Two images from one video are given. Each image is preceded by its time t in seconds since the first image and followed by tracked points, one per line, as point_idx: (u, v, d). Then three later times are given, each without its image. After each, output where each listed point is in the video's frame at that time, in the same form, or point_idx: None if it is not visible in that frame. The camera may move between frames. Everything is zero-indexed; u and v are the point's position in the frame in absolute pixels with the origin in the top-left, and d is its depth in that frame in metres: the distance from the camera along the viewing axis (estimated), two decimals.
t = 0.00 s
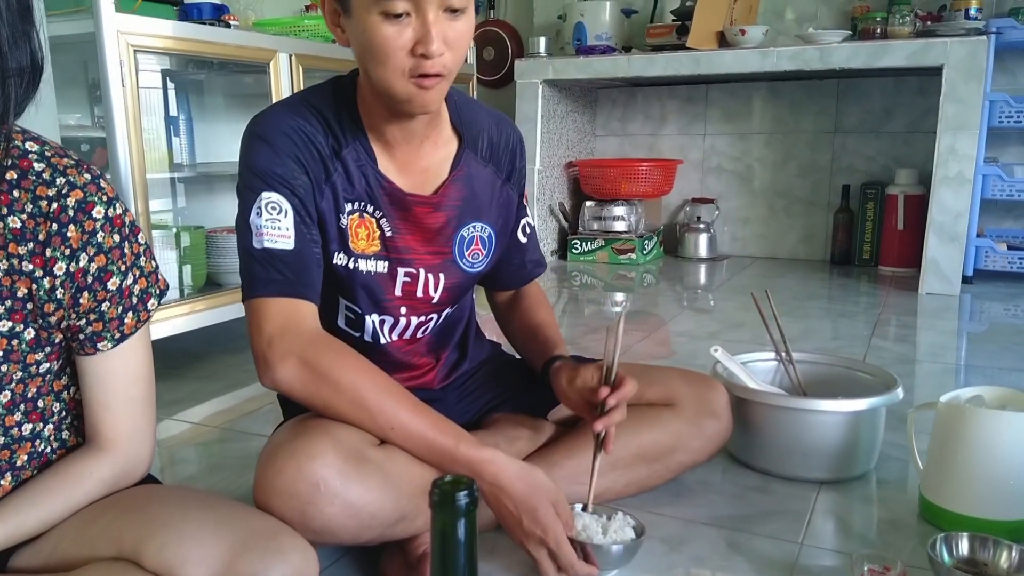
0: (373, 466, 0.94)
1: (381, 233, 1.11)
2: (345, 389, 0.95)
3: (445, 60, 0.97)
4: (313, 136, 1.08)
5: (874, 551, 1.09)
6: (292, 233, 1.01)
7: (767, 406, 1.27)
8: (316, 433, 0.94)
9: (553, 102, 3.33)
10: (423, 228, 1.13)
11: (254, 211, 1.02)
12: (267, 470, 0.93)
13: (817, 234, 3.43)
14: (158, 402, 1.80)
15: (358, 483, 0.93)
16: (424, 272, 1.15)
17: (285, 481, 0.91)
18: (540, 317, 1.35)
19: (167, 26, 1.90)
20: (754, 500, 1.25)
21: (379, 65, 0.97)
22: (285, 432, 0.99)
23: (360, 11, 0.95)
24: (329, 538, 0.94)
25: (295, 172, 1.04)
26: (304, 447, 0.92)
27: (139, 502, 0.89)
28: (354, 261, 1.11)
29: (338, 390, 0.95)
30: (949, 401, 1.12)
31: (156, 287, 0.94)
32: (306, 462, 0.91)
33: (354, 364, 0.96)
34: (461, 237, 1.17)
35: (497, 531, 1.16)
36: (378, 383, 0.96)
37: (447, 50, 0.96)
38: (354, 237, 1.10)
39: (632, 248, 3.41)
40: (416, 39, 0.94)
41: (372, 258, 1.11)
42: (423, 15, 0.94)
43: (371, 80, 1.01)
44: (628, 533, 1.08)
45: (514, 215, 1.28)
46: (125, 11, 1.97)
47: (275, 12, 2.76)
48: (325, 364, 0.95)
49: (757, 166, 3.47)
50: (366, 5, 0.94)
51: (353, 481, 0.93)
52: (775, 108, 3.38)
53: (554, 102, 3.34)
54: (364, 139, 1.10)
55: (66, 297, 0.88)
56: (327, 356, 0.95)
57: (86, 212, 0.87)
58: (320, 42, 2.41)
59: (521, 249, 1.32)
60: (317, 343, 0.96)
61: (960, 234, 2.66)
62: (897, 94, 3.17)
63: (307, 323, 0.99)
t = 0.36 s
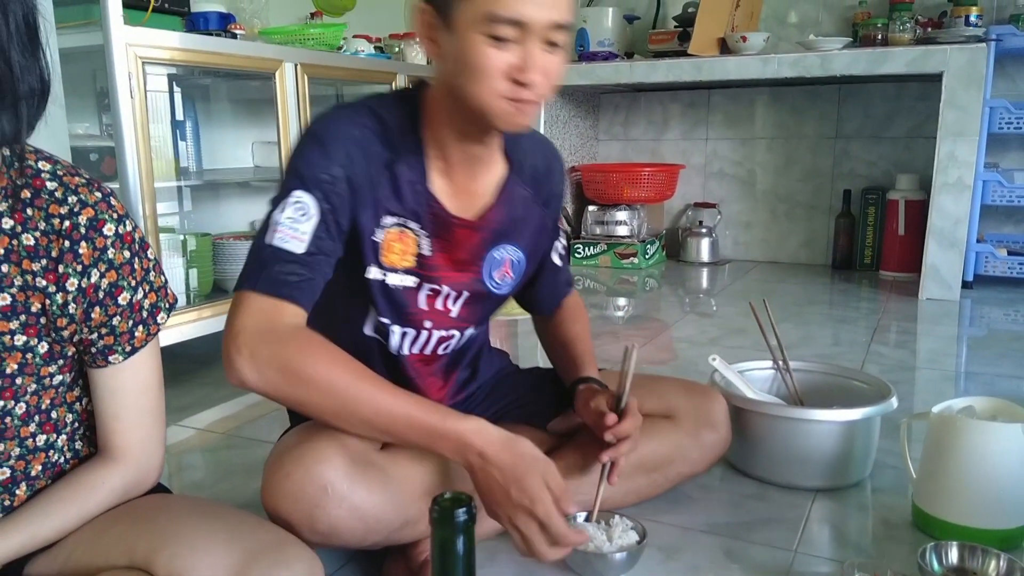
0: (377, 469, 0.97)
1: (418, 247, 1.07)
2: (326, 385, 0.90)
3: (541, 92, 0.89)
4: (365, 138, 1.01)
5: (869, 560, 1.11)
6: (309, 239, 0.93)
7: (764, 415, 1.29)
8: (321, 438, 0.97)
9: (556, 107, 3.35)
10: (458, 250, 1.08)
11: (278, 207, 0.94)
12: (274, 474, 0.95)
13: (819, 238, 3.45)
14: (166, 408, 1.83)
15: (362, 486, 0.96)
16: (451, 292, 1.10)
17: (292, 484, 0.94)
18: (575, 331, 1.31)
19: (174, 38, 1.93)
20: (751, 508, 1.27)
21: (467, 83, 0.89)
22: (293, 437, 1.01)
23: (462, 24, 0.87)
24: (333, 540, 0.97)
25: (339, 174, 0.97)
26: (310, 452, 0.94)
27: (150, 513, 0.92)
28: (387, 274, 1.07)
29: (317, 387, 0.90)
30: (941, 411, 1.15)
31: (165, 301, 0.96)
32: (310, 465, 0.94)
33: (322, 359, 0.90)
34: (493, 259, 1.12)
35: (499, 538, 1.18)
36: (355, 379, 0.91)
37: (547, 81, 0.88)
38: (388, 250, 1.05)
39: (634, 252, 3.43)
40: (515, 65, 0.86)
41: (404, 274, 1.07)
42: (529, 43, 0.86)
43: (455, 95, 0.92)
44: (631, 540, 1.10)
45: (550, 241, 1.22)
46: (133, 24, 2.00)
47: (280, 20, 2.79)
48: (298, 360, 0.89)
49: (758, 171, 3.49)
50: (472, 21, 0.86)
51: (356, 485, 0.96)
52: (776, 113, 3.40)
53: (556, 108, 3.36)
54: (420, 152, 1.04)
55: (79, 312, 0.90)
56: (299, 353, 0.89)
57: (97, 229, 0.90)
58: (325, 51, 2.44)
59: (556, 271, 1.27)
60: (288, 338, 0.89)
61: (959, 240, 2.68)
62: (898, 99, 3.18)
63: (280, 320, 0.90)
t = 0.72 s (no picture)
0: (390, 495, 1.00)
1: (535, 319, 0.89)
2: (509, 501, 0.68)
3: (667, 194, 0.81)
4: (496, 209, 0.82)
5: (862, 566, 1.13)
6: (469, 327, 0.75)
7: (759, 423, 1.32)
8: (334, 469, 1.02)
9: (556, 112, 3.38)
10: (553, 318, 0.96)
11: (426, 287, 0.74)
12: (300, 492, 1.02)
13: (819, 243, 3.47)
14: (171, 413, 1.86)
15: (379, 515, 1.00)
16: (537, 357, 0.99)
17: (318, 505, 1.01)
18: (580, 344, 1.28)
19: (178, 47, 1.95)
20: (745, 514, 1.30)
21: (595, 176, 0.79)
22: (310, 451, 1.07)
23: (604, 113, 0.77)
24: (356, 559, 1.04)
25: (489, 254, 0.79)
26: (333, 473, 1.01)
27: (156, 519, 0.94)
28: (505, 353, 0.89)
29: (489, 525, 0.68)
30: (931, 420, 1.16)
31: (169, 309, 0.97)
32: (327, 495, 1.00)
33: (508, 478, 0.70)
34: (566, 316, 1.02)
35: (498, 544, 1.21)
36: (527, 505, 0.68)
37: (677, 186, 0.80)
38: (512, 333, 0.87)
39: (635, 256, 3.45)
40: (651, 166, 0.78)
41: (513, 353, 0.90)
42: (671, 144, 0.77)
43: (576, 178, 0.82)
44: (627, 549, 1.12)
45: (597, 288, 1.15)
46: (139, 35, 2.03)
47: (283, 27, 2.82)
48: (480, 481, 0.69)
49: (758, 175, 3.51)
50: (616, 114, 0.76)
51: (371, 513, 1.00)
52: (776, 119, 3.42)
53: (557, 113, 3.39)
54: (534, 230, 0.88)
55: (85, 319, 0.90)
56: (470, 472, 0.69)
57: (103, 240, 0.91)
58: (327, 59, 2.46)
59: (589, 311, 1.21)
60: (466, 450, 0.70)
61: (957, 246, 2.70)
62: (897, 105, 3.20)
63: (440, 409, 0.73)
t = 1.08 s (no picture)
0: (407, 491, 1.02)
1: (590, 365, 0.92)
2: None
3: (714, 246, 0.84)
4: (566, 276, 0.83)
5: (868, 565, 1.13)
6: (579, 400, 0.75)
7: (766, 422, 1.31)
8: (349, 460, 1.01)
9: (561, 110, 3.38)
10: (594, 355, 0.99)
11: (529, 371, 0.73)
12: (312, 493, 1.00)
13: (823, 241, 3.47)
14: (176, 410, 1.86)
15: (396, 508, 1.00)
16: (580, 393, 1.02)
17: (331, 506, 0.98)
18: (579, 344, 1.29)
19: (182, 45, 1.95)
20: (750, 512, 1.30)
21: (645, 233, 0.83)
22: (323, 451, 1.05)
23: (653, 174, 0.80)
24: (367, 558, 1.03)
25: (575, 326, 0.80)
26: (348, 474, 0.98)
27: (161, 516, 0.94)
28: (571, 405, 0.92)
29: None
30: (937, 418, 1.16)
31: (178, 308, 0.97)
32: (342, 490, 0.98)
33: None
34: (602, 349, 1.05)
35: (503, 542, 1.21)
36: None
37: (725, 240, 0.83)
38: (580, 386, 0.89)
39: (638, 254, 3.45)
40: (700, 226, 0.81)
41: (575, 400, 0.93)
42: (721, 202, 0.80)
43: (621, 233, 0.86)
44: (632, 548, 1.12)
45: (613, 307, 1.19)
46: (144, 32, 2.03)
47: (288, 25, 2.82)
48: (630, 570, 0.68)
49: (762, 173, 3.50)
50: (666, 176, 0.79)
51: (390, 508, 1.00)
52: (781, 117, 3.41)
53: (562, 110, 3.39)
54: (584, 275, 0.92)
55: (95, 318, 0.90)
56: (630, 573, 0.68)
57: (113, 239, 0.91)
58: (331, 57, 2.47)
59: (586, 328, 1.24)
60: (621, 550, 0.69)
61: (962, 244, 2.69)
62: (902, 103, 3.19)
63: (594, 499, 0.72)
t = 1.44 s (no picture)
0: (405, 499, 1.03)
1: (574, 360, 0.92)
2: None
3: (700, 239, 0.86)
4: (548, 270, 0.83)
5: (864, 568, 1.13)
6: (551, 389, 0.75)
7: (763, 425, 1.32)
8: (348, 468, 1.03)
9: (560, 113, 3.39)
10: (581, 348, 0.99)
11: (503, 360, 0.74)
12: (310, 502, 1.02)
13: (822, 243, 3.47)
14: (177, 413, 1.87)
15: (394, 517, 1.02)
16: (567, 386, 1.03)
17: (329, 516, 1.00)
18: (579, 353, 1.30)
19: (183, 50, 1.96)
20: (747, 515, 1.30)
21: (631, 229, 0.84)
22: (322, 457, 1.07)
23: (638, 171, 0.81)
24: (365, 564, 1.05)
25: (554, 319, 0.80)
26: (347, 483, 1.01)
27: (161, 520, 0.95)
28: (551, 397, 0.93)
29: None
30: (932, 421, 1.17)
31: (178, 313, 0.97)
32: (341, 498, 1.00)
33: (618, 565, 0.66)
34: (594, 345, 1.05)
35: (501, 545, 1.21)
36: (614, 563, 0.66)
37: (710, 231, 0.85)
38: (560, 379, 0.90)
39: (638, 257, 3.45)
40: (684, 219, 0.82)
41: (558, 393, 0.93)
42: (705, 195, 0.81)
43: (609, 228, 0.87)
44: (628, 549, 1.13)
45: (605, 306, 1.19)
46: (145, 37, 2.03)
47: (288, 29, 2.83)
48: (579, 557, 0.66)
49: (762, 175, 3.51)
50: (652, 172, 0.80)
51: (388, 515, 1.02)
52: (780, 119, 3.42)
53: (561, 113, 3.40)
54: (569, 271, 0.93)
55: (95, 323, 0.91)
56: (581, 552, 0.66)
57: (113, 245, 0.91)
58: (331, 61, 2.48)
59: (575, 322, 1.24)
60: (573, 531, 0.67)
61: (961, 247, 2.70)
62: (901, 106, 3.20)
63: (552, 486, 0.71)
